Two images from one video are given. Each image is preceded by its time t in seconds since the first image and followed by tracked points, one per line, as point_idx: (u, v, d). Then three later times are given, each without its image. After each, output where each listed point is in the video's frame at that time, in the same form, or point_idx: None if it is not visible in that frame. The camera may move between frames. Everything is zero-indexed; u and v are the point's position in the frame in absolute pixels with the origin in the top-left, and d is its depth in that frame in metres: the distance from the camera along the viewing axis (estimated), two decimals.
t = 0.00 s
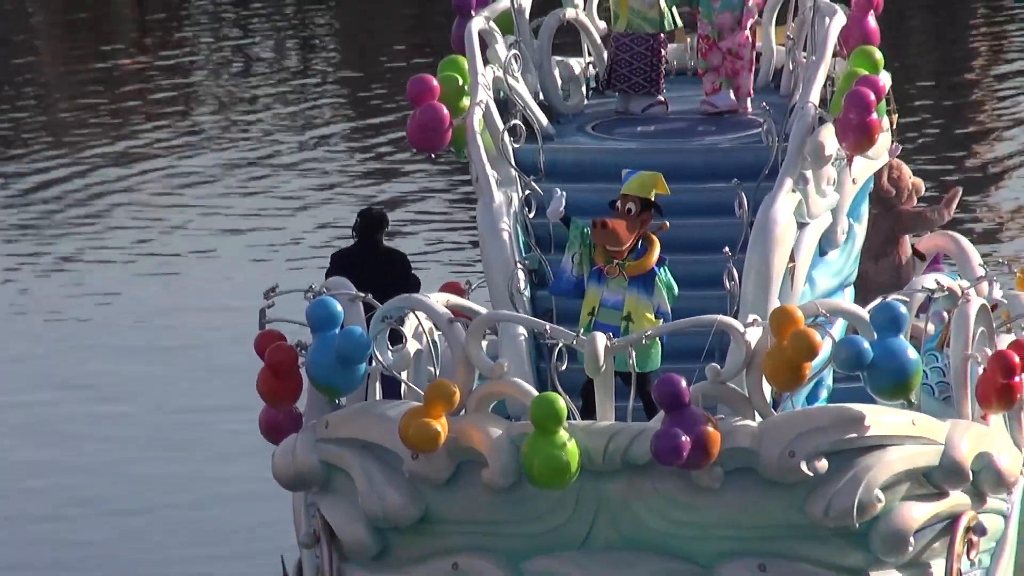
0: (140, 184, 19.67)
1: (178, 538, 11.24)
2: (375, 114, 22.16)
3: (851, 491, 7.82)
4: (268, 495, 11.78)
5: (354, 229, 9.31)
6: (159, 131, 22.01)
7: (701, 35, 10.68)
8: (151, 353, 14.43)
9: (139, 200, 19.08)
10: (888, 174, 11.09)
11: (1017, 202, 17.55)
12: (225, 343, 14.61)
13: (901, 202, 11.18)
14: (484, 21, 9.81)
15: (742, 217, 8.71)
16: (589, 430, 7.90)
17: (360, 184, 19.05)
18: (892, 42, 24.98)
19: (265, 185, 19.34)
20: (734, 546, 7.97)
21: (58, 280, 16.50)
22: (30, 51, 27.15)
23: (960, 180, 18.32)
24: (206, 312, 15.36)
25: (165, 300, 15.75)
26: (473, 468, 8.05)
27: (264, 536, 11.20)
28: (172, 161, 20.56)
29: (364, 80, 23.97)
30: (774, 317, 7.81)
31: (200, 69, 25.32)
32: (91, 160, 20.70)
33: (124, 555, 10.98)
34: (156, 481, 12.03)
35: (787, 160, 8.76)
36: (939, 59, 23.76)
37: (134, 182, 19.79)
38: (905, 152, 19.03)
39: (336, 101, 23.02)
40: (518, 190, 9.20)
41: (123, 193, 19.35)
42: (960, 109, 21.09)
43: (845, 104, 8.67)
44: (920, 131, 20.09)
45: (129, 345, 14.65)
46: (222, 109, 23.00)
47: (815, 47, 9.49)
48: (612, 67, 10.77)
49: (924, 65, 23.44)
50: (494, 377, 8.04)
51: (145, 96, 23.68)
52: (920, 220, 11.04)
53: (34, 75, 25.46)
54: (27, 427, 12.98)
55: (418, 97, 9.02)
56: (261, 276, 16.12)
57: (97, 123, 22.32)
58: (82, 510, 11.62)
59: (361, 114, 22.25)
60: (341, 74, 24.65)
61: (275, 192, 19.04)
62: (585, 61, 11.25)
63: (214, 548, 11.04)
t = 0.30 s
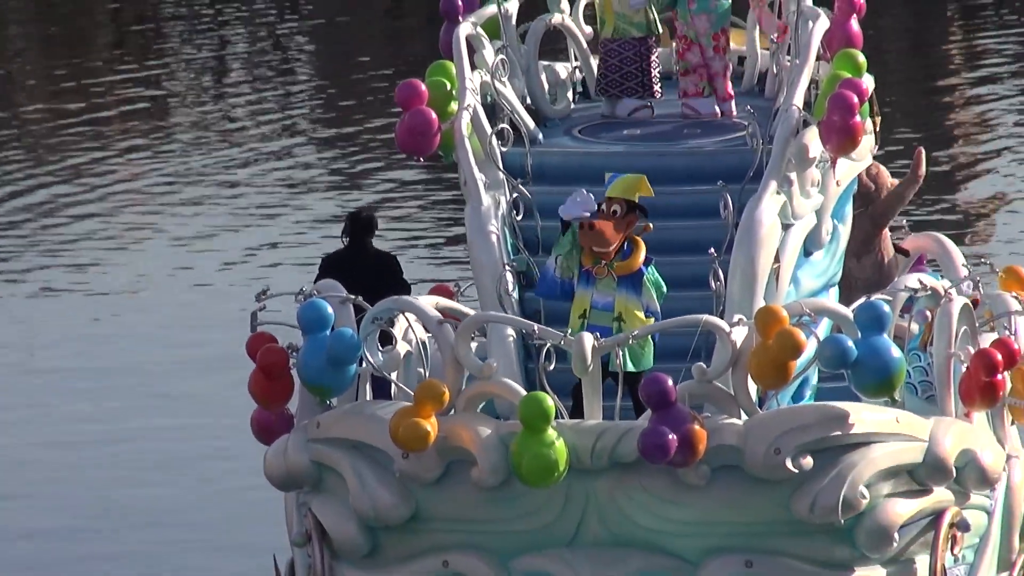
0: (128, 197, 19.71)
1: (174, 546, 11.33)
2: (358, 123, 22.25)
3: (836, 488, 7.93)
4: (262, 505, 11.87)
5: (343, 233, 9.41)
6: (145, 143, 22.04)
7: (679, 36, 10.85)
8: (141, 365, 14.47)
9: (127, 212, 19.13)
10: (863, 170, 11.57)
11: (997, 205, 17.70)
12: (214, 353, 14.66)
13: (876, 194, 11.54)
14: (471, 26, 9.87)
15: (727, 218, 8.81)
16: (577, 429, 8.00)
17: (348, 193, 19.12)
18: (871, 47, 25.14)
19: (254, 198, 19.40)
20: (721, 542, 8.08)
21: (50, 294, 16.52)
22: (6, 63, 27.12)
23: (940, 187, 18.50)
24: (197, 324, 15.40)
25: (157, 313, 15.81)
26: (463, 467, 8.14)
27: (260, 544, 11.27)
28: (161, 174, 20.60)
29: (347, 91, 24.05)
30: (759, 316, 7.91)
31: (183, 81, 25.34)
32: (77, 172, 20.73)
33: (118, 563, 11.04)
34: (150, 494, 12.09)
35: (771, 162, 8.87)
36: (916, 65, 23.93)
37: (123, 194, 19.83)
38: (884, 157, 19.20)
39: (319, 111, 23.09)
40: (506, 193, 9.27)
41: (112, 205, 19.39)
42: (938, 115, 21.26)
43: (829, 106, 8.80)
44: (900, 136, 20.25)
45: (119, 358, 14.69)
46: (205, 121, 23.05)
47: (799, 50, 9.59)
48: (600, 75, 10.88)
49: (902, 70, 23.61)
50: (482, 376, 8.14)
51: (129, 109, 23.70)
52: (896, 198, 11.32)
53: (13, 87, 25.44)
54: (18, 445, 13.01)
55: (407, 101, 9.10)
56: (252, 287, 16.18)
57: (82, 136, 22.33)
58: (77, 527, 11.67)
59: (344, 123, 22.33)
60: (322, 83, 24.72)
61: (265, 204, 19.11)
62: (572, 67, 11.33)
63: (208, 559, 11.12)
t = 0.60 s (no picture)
0: (120, 208, 19.77)
1: (174, 538, 11.39)
2: (344, 134, 22.38)
3: (826, 487, 8.04)
4: (261, 498, 11.94)
5: (338, 239, 9.53)
6: (137, 154, 22.14)
7: (655, 41, 10.93)
8: (137, 370, 14.55)
9: (119, 222, 19.20)
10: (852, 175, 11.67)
11: (981, 209, 17.89)
12: (209, 356, 14.75)
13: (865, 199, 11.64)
14: (464, 34, 9.98)
15: (717, 222, 8.93)
16: (570, 430, 8.11)
17: (340, 201, 19.24)
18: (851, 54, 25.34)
19: (247, 207, 19.51)
20: (712, 542, 8.19)
21: (46, 302, 16.59)
22: None
23: (924, 191, 18.70)
24: (192, 328, 15.47)
25: (153, 318, 15.89)
26: (458, 469, 8.25)
27: (259, 536, 11.34)
28: (153, 185, 20.69)
29: (335, 103, 24.19)
30: (749, 318, 8.03)
31: (172, 93, 25.44)
32: (68, 184, 20.78)
33: (115, 562, 11.09)
34: (150, 488, 12.16)
35: (760, 167, 8.99)
36: (898, 73, 24.13)
37: (117, 205, 19.92)
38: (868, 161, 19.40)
39: (305, 122, 23.21)
40: (499, 199, 9.37)
41: (105, 216, 19.47)
42: (920, 121, 21.48)
43: (817, 112, 8.91)
44: (882, 141, 20.45)
45: (115, 362, 14.77)
46: (192, 132, 23.14)
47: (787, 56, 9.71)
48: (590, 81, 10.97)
49: (883, 78, 23.82)
50: (476, 379, 8.25)
51: (118, 122, 23.79)
52: (883, 202, 11.44)
53: None
54: (13, 443, 13.05)
55: (401, 108, 9.21)
56: (247, 294, 16.28)
57: (71, 149, 22.38)
58: (78, 518, 11.73)
59: (330, 134, 22.46)
60: (306, 94, 24.85)
61: (257, 213, 19.19)
62: (564, 73, 11.43)
63: (207, 548, 11.18)
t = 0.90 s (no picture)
0: (114, 216, 19.80)
1: (175, 543, 11.46)
2: (335, 144, 22.47)
3: (818, 491, 8.15)
4: (263, 501, 12.02)
5: (334, 247, 9.64)
6: (130, 164, 22.18)
7: (643, 51, 11.06)
8: (133, 376, 14.59)
9: (113, 231, 19.23)
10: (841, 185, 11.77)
11: (968, 216, 18.05)
12: (206, 363, 14.81)
13: (856, 207, 11.74)
14: (459, 44, 10.06)
15: (710, 229, 9.03)
16: (566, 434, 8.21)
17: (333, 210, 19.32)
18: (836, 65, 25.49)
19: (241, 215, 19.57)
20: (706, 545, 8.29)
21: (42, 309, 16.62)
22: None
23: (912, 200, 18.86)
24: (190, 336, 15.54)
25: (150, 326, 15.94)
26: (455, 473, 8.35)
27: (259, 541, 11.41)
28: (147, 194, 20.74)
29: (326, 115, 24.27)
30: (741, 324, 8.13)
31: (161, 106, 25.49)
32: (61, 194, 20.80)
33: (114, 565, 11.14)
34: (152, 494, 12.22)
35: (752, 174, 9.10)
36: (883, 83, 24.30)
37: (111, 213, 19.95)
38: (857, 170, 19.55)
39: (295, 134, 23.29)
40: (494, 207, 9.42)
41: (100, 225, 19.50)
42: (907, 129, 21.64)
43: (809, 119, 9.01)
44: (870, 151, 20.62)
45: (111, 369, 14.81)
46: (183, 143, 23.19)
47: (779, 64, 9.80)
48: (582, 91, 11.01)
49: (868, 89, 23.97)
50: (473, 385, 8.35)
51: (108, 134, 23.81)
52: (876, 212, 11.59)
53: None
54: (12, 449, 13.06)
55: (397, 116, 9.32)
56: (244, 301, 16.34)
57: (63, 159, 22.40)
58: (82, 523, 11.77)
59: (321, 144, 22.54)
60: (294, 107, 24.94)
61: (251, 221, 19.26)
62: (557, 81, 11.46)
63: (206, 555, 11.25)
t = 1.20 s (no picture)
0: (109, 232, 19.86)
1: (176, 558, 11.54)
2: (325, 156, 22.55)
3: (812, 496, 8.26)
4: (264, 519, 12.13)
5: (332, 258, 9.72)
6: (124, 176, 22.23)
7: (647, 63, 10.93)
8: (130, 393, 14.67)
9: (108, 247, 19.28)
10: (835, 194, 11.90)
11: (957, 229, 18.22)
12: (203, 378, 14.90)
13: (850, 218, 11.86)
14: (457, 56, 10.16)
15: (704, 238, 9.14)
16: (563, 441, 8.32)
17: (327, 222, 19.42)
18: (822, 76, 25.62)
19: (236, 229, 19.65)
20: (702, 550, 8.40)
21: (38, 325, 16.68)
22: None
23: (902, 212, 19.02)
24: (189, 352, 15.62)
25: (147, 341, 16.02)
26: (453, 479, 8.46)
27: (259, 556, 11.51)
28: (143, 208, 20.81)
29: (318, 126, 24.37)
30: (736, 332, 8.25)
31: (152, 118, 25.52)
32: (54, 208, 20.83)
33: None
34: (155, 512, 12.32)
35: (747, 185, 9.22)
36: (870, 94, 24.45)
37: (106, 228, 20.01)
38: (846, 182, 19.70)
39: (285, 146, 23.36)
40: (492, 218, 9.52)
41: (95, 240, 19.57)
42: (893, 142, 21.80)
43: (802, 130, 9.14)
44: (858, 164, 20.77)
45: (108, 385, 14.88)
46: (174, 156, 23.23)
47: (773, 76, 9.91)
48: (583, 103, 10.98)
49: (854, 100, 24.11)
50: (471, 393, 8.46)
51: (100, 147, 23.83)
52: (870, 221, 11.70)
53: None
54: (13, 470, 13.13)
55: (396, 128, 9.43)
56: (241, 318, 16.44)
57: (55, 174, 22.42)
58: (84, 543, 11.87)
59: (312, 157, 22.62)
60: (283, 119, 25.00)
61: (246, 235, 19.34)
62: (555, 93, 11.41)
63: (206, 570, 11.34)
